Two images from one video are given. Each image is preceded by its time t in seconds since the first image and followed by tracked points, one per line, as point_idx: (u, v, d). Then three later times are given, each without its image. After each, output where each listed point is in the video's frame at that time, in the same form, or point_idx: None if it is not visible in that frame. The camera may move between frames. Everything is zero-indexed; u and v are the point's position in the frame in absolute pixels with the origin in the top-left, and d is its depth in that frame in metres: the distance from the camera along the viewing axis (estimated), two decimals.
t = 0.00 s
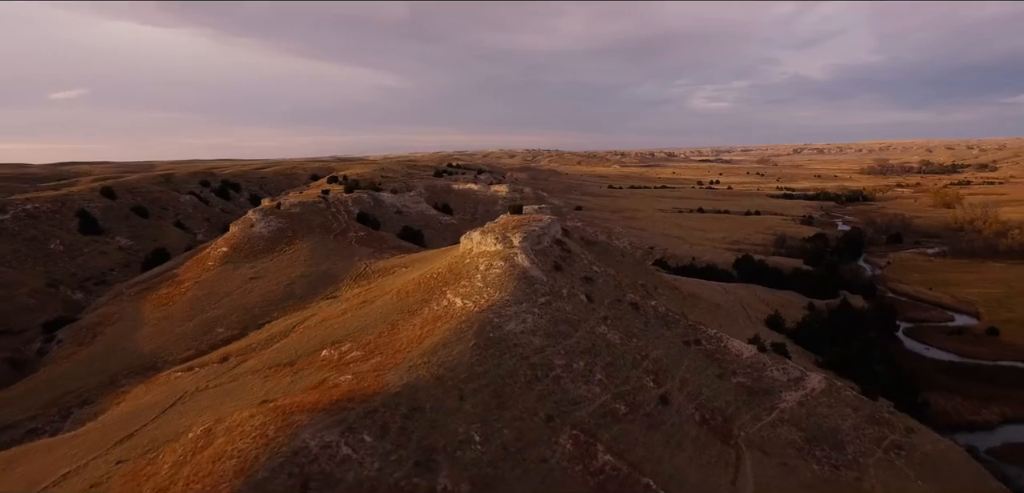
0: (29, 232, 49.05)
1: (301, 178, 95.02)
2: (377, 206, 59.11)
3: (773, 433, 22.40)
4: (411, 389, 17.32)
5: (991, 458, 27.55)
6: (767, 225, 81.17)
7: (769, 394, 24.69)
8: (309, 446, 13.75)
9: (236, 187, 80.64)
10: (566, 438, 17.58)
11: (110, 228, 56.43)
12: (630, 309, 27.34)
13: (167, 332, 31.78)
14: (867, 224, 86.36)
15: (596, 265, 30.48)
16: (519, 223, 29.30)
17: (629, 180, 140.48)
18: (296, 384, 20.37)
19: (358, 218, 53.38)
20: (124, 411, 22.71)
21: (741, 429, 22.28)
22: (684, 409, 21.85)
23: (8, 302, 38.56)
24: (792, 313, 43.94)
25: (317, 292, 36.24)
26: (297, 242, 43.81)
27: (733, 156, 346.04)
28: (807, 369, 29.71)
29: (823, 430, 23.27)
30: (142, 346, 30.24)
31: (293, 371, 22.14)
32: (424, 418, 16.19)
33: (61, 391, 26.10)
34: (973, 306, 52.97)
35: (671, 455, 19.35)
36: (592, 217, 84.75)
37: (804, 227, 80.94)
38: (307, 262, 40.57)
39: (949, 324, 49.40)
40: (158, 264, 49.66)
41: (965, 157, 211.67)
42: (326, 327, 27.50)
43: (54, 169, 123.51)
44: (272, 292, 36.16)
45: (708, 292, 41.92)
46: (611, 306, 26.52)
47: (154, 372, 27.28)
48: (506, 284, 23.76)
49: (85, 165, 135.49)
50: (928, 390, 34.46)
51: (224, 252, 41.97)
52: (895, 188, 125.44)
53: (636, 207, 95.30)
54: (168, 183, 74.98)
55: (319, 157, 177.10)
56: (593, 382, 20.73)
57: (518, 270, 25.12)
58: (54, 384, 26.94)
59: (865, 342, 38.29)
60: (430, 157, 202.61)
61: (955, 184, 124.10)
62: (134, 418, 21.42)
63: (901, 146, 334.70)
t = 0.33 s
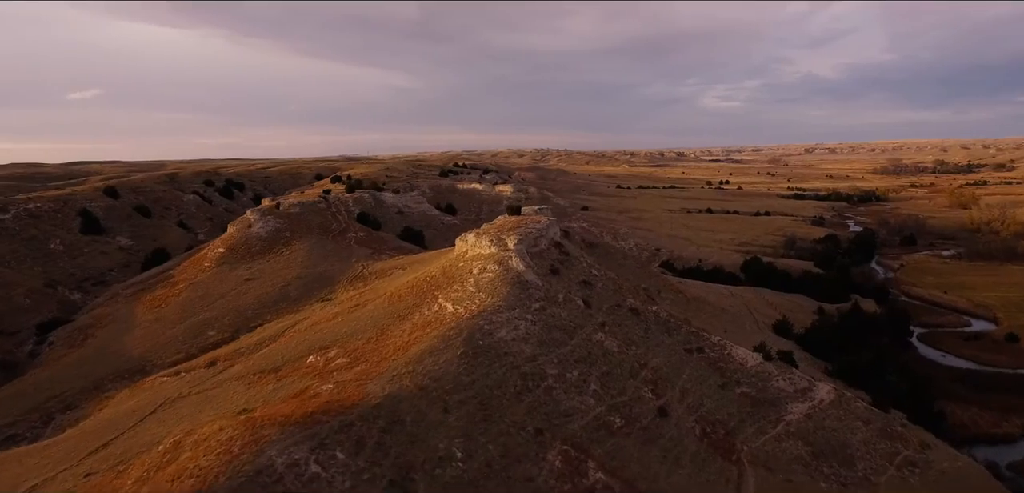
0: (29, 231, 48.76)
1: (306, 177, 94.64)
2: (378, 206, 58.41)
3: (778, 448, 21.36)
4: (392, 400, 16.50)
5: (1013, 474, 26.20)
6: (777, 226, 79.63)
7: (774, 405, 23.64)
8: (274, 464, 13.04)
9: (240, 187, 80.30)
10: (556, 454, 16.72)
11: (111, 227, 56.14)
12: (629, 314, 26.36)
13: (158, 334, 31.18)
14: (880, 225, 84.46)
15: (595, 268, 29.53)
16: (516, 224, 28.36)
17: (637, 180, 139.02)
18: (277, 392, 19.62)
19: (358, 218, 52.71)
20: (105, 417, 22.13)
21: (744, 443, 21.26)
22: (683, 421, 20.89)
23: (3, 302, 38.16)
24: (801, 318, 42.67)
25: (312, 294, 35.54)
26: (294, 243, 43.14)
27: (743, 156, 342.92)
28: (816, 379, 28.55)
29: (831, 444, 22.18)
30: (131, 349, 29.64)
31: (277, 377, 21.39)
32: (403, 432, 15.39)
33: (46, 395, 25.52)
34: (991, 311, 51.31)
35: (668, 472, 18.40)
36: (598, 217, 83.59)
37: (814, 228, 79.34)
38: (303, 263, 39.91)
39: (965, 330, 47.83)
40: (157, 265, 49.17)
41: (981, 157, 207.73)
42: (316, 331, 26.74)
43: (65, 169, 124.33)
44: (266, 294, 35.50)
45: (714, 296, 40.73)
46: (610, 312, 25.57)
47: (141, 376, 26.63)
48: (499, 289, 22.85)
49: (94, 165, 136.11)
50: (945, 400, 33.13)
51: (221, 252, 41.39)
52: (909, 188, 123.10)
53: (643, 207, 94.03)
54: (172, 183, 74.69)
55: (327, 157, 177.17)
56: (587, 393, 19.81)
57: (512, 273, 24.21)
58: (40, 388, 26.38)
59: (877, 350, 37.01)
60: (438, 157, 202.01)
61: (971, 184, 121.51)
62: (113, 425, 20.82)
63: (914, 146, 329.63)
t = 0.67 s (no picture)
0: (29, 231, 48.54)
1: (311, 177, 94.29)
2: (379, 206, 57.81)
3: (783, 463, 20.36)
4: (372, 412, 15.74)
5: None
6: (787, 227, 78.17)
7: (779, 416, 22.65)
8: (237, 483, 12.37)
9: (244, 187, 80.02)
10: (544, 471, 15.94)
11: (112, 227, 55.90)
12: (629, 320, 25.47)
13: (149, 337, 30.64)
14: (892, 226, 82.70)
15: (595, 271, 28.63)
16: (512, 226, 27.46)
17: (645, 180, 137.58)
18: (258, 400, 18.93)
19: (358, 219, 52.12)
20: (86, 423, 21.60)
21: (747, 457, 20.27)
22: (683, 434, 19.98)
23: None
24: (810, 322, 41.46)
25: (307, 296, 34.86)
26: (292, 243, 42.55)
27: (755, 156, 339.98)
28: (824, 388, 27.45)
29: (839, 458, 21.15)
30: (121, 351, 29.11)
31: (261, 384, 20.68)
32: (382, 447, 14.64)
33: (30, 400, 25.02)
34: (1008, 316, 49.75)
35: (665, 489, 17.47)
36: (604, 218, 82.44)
37: (825, 229, 77.83)
38: (299, 265, 39.28)
39: (982, 336, 46.34)
40: (156, 265, 48.77)
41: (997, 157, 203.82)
42: (306, 336, 26.01)
43: (75, 168, 125.09)
44: (261, 296, 34.87)
45: (720, 300, 39.60)
46: (609, 318, 24.67)
47: (127, 381, 26.03)
48: (491, 294, 22.00)
49: (103, 164, 136.82)
50: (960, 410, 31.89)
51: (217, 253, 40.88)
52: (922, 189, 120.84)
53: (650, 207, 92.79)
54: (175, 182, 74.47)
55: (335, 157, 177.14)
56: (580, 404, 18.94)
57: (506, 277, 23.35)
58: (25, 392, 25.87)
59: (889, 358, 35.79)
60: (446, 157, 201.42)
61: (987, 185, 119.04)
62: (91, 432, 20.28)
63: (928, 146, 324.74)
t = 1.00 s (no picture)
0: (29, 230, 48.32)
1: (317, 176, 94.00)
2: (381, 206, 57.33)
3: (789, 478, 19.38)
4: (351, 424, 15.00)
5: None
6: (797, 227, 76.76)
7: (785, 428, 21.66)
8: None
9: (248, 187, 79.77)
10: (533, 488, 15.12)
11: (114, 227, 55.65)
12: (628, 326, 24.60)
13: (140, 339, 30.12)
14: (906, 227, 81.02)
15: (595, 274, 27.78)
16: (509, 228, 26.64)
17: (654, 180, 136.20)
18: (239, 408, 18.23)
19: (360, 219, 51.57)
20: (67, 429, 21.05)
21: (750, 472, 19.31)
22: (682, 447, 19.05)
23: None
24: (819, 327, 40.29)
25: (303, 298, 34.20)
26: (290, 244, 41.96)
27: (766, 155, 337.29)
28: (833, 398, 26.39)
29: (848, 474, 20.13)
30: (110, 354, 28.57)
31: (245, 391, 19.99)
32: (358, 463, 13.88)
33: (15, 404, 24.53)
34: None
35: None
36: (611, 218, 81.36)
37: (837, 231, 76.26)
38: (296, 266, 38.65)
39: (999, 341, 44.93)
40: (156, 265, 48.40)
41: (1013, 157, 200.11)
42: (297, 340, 25.33)
43: (85, 167, 125.66)
44: (256, 297, 34.25)
45: (726, 304, 38.54)
46: (607, 325, 23.78)
47: (114, 384, 25.47)
48: (483, 299, 21.17)
49: (113, 163, 137.63)
50: (977, 420, 30.68)
51: (214, 254, 40.37)
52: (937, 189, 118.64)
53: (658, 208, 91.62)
54: (179, 182, 74.31)
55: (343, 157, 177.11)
56: (574, 416, 18.08)
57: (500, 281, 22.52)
58: (11, 395, 25.42)
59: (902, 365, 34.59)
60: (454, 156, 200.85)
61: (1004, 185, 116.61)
62: (70, 438, 19.71)
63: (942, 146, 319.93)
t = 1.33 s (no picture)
0: (29, 230, 48.09)
1: (322, 176, 93.71)
2: (383, 206, 56.93)
3: None
4: (328, 438, 14.26)
5: None
6: (807, 228, 75.37)
7: (791, 441, 20.70)
8: None
9: (253, 186, 79.70)
10: None
11: (116, 227, 55.45)
12: (628, 332, 23.73)
13: (131, 342, 29.57)
14: (920, 228, 79.32)
15: (595, 278, 26.92)
16: (506, 230, 25.79)
17: (663, 180, 134.94)
18: (218, 417, 17.53)
19: (361, 220, 51.03)
20: (47, 434, 20.46)
21: (753, 488, 18.37)
22: (680, 461, 18.16)
23: None
24: (830, 331, 39.13)
25: (299, 301, 33.56)
26: (288, 245, 41.39)
27: (778, 155, 334.04)
28: (843, 408, 25.32)
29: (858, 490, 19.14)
30: (100, 357, 28.02)
31: (227, 398, 19.30)
32: (332, 479, 13.14)
33: None
34: None
35: None
36: (618, 219, 80.24)
37: (848, 232, 74.78)
38: (294, 268, 38.05)
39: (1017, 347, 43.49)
40: (156, 265, 48.03)
41: None
42: (287, 344, 24.65)
43: (96, 167, 126.42)
44: (250, 299, 33.62)
45: (733, 307, 37.46)
46: (606, 331, 22.92)
47: (102, 388, 24.91)
48: (475, 304, 20.35)
49: (123, 163, 138.49)
50: (995, 432, 29.45)
51: (211, 254, 39.83)
52: (952, 190, 116.39)
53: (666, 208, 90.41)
54: (184, 182, 74.28)
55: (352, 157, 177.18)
56: (567, 428, 17.23)
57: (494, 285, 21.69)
58: None
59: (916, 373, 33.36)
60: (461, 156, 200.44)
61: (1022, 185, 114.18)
62: (47, 444, 19.11)
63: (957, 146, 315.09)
